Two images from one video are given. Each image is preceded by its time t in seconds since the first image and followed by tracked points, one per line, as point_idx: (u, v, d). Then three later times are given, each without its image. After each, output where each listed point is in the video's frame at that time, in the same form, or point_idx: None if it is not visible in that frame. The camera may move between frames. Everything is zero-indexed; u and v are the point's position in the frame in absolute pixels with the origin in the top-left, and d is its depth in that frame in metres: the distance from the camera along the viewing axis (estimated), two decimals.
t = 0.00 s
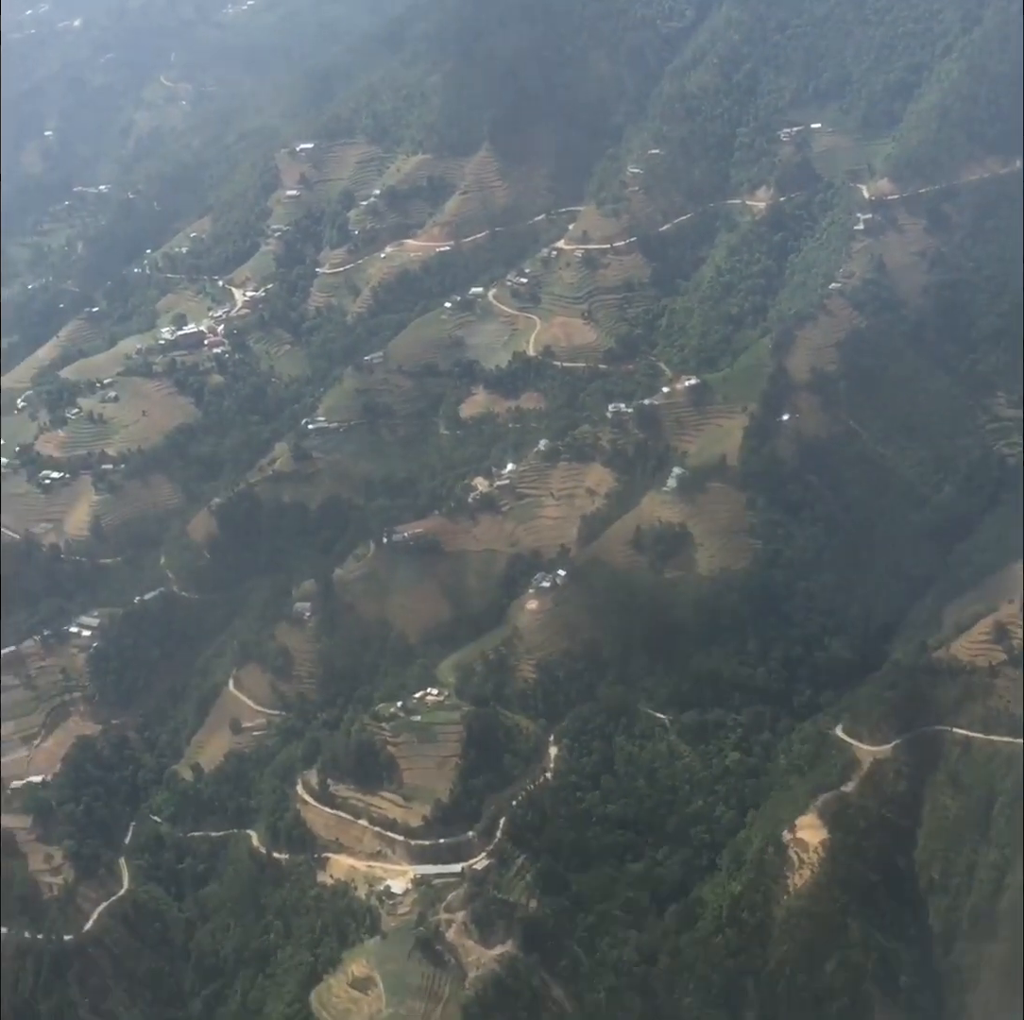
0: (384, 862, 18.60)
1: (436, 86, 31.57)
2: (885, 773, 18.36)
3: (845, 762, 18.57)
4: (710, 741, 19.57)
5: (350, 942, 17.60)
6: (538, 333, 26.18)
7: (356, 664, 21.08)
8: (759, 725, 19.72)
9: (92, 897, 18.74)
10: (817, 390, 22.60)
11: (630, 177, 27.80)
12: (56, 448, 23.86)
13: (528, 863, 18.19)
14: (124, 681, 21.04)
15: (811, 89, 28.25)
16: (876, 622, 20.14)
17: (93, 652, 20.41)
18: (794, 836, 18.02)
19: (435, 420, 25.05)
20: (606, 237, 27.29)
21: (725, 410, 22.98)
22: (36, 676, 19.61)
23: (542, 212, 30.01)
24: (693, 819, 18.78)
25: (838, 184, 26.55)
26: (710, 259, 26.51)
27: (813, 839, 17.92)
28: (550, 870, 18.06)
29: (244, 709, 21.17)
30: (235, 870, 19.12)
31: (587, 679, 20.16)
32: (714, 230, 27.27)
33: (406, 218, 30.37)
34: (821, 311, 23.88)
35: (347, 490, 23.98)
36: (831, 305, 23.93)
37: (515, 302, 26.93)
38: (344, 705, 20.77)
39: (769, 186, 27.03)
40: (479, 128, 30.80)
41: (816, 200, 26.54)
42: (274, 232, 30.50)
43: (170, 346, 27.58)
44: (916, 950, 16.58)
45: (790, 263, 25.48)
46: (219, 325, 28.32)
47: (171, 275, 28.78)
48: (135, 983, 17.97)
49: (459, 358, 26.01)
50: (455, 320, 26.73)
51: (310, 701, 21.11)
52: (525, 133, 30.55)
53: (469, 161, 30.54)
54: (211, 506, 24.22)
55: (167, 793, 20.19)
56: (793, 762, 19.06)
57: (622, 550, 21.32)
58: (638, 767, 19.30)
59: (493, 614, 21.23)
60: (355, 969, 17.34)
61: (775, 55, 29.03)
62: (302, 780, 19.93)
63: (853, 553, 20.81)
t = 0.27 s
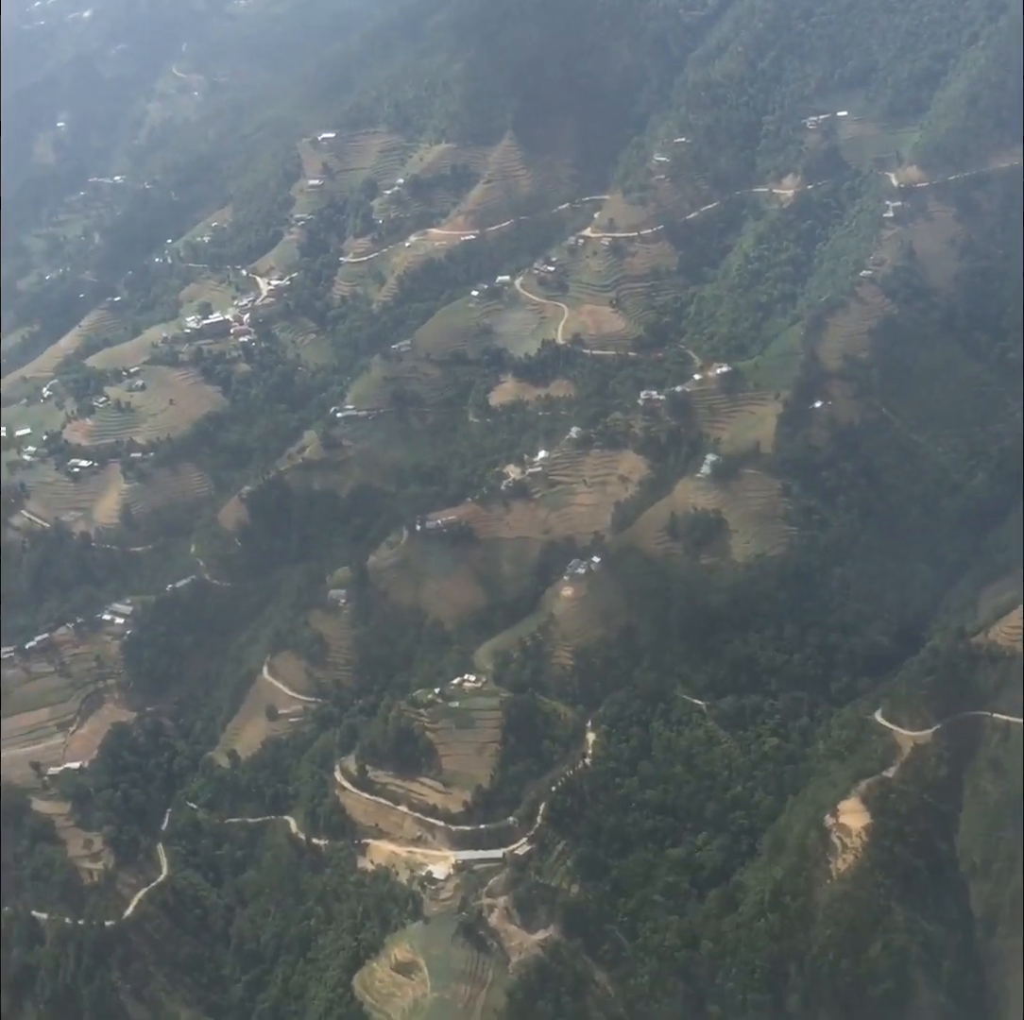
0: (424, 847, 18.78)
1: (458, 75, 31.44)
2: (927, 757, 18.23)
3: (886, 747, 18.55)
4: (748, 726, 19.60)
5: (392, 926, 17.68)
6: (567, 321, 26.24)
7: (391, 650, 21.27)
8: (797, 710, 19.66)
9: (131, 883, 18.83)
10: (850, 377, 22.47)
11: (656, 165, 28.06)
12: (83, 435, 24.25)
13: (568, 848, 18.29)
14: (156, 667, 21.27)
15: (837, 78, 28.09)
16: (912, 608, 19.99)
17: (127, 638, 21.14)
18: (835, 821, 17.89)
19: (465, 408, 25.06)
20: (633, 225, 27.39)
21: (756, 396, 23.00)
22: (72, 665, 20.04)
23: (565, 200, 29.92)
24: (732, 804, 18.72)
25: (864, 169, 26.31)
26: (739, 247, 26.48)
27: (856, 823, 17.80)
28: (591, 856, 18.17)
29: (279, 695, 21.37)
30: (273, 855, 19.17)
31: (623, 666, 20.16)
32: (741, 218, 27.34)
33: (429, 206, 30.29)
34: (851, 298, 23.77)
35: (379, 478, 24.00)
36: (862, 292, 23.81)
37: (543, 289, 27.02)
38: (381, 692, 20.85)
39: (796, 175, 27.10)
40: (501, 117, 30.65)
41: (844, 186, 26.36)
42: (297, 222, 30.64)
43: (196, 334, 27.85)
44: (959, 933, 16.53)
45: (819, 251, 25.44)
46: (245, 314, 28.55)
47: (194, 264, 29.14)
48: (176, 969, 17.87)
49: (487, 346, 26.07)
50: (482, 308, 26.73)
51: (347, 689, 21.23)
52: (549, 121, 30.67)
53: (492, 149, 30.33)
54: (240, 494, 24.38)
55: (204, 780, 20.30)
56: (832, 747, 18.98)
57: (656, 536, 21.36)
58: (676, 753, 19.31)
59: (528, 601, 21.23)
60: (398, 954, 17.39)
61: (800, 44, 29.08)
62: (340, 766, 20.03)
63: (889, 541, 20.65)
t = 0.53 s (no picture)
0: (464, 824, 18.76)
1: (479, 56, 31.30)
2: (967, 735, 18.00)
3: (926, 725, 18.47)
4: (784, 704, 19.57)
5: (434, 904, 17.75)
6: (593, 302, 26.26)
7: (426, 627, 21.19)
8: (834, 688, 19.63)
9: (171, 862, 19.06)
10: (883, 355, 22.37)
11: (681, 148, 28.21)
12: (111, 417, 25.30)
13: (608, 826, 18.31)
14: (190, 648, 21.62)
15: (863, 56, 27.80)
16: (947, 586, 19.86)
17: (159, 619, 21.54)
18: (877, 797, 17.89)
19: (493, 390, 25.16)
20: (659, 208, 27.59)
21: (789, 379, 22.96)
22: (103, 643, 20.92)
23: (589, 182, 29.84)
24: (770, 783, 18.80)
25: (892, 151, 26.12)
26: (767, 228, 26.45)
27: (897, 800, 17.75)
28: (631, 834, 18.22)
29: (314, 673, 21.39)
30: (312, 832, 19.25)
31: (659, 644, 20.20)
32: (767, 199, 27.30)
33: (452, 188, 30.25)
34: (882, 277, 23.62)
35: (409, 459, 24.01)
36: (893, 270, 23.64)
37: (570, 270, 27.11)
38: (418, 672, 20.78)
39: (823, 154, 27.04)
40: (524, 99, 30.76)
41: (871, 166, 26.16)
42: (320, 207, 30.62)
43: (221, 315, 27.97)
44: (999, 910, 16.26)
45: (847, 231, 25.35)
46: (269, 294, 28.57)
47: (211, 245, 29.70)
48: (218, 947, 18.02)
49: (514, 325, 26.14)
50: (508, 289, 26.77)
51: (383, 667, 21.20)
52: (573, 103, 30.71)
53: (515, 130, 30.44)
54: (269, 474, 24.42)
55: (241, 760, 20.43)
56: (870, 725, 18.99)
57: (690, 516, 21.42)
58: (713, 731, 19.32)
59: (563, 580, 21.24)
60: (441, 931, 17.45)
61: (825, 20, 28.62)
62: (378, 744, 20.03)
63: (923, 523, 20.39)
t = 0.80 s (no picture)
0: (503, 799, 18.73)
1: (500, 34, 31.25)
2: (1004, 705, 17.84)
3: (964, 697, 18.38)
4: (819, 677, 19.63)
5: (475, 878, 17.75)
6: (619, 278, 26.24)
7: (460, 605, 21.10)
8: (869, 661, 19.76)
9: (208, 837, 19.15)
10: (912, 330, 22.32)
11: (704, 124, 28.06)
12: (136, 396, 25.23)
13: (646, 800, 18.33)
14: (221, 627, 22.09)
15: (886, 33, 27.78)
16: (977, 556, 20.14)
17: (190, 597, 22.12)
18: (915, 770, 17.91)
19: (519, 367, 25.26)
20: (684, 183, 27.49)
21: (817, 352, 22.97)
22: (134, 621, 21.77)
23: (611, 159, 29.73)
24: (806, 756, 18.81)
25: (917, 126, 26.11)
26: (790, 203, 26.71)
27: (936, 774, 17.80)
28: (669, 808, 18.19)
29: (347, 648, 21.44)
30: (349, 806, 19.28)
31: (692, 619, 20.14)
32: (790, 176, 27.44)
33: (472, 166, 30.00)
34: (910, 252, 23.64)
35: (436, 436, 24.00)
36: (922, 248, 23.58)
37: (594, 248, 27.00)
38: (451, 645, 20.87)
39: (846, 130, 27.11)
40: (543, 76, 30.44)
41: (896, 142, 26.13)
42: (340, 182, 30.79)
43: (244, 294, 27.96)
44: None
45: (872, 207, 25.38)
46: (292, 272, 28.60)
47: (230, 226, 30.27)
48: (257, 921, 18.09)
49: (540, 302, 26.21)
50: (533, 266, 26.74)
51: (417, 643, 21.12)
52: (593, 82, 30.51)
53: (536, 108, 30.21)
54: (296, 451, 24.40)
55: (276, 736, 20.50)
56: (906, 699, 19.02)
57: (723, 491, 21.45)
58: (749, 704, 19.31)
59: (594, 554, 21.25)
60: (482, 904, 17.52)
61: None
62: (413, 719, 19.91)
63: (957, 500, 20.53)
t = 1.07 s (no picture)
0: (541, 776, 18.80)
1: (517, 13, 30.91)
2: None
3: (1002, 671, 18.09)
4: (857, 653, 19.47)
5: (515, 853, 17.81)
6: (645, 256, 26.69)
7: (494, 583, 21.28)
8: (905, 638, 19.53)
9: (245, 814, 19.15)
10: (939, 303, 21.97)
11: (728, 101, 28.54)
12: (161, 376, 25.36)
13: (685, 776, 18.29)
14: (253, 604, 22.08)
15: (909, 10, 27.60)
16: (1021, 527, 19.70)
17: (222, 575, 22.17)
18: (955, 746, 17.49)
19: (546, 345, 25.23)
20: (710, 161, 27.98)
21: (845, 327, 23.18)
22: (166, 599, 21.84)
23: (633, 138, 29.61)
24: (844, 732, 18.70)
25: (941, 103, 25.79)
26: (817, 179, 26.73)
27: (976, 749, 17.35)
28: (708, 784, 18.14)
29: (382, 627, 21.48)
30: (387, 783, 19.33)
31: (727, 596, 20.13)
32: (816, 153, 27.53)
33: (494, 145, 29.96)
34: (941, 230, 22.98)
35: (465, 414, 23.98)
36: (951, 223, 22.95)
37: (618, 225, 27.49)
38: (485, 622, 20.92)
39: (871, 108, 27.00)
40: (564, 54, 30.34)
41: (921, 119, 25.95)
42: (362, 160, 30.83)
43: (267, 273, 27.94)
44: None
45: (898, 185, 25.19)
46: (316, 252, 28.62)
47: (249, 204, 30.57)
48: (295, 898, 18.10)
49: (565, 281, 26.23)
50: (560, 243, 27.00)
51: (452, 619, 21.23)
52: (613, 60, 30.31)
53: (556, 87, 30.09)
54: (325, 430, 24.40)
55: (311, 713, 20.51)
56: (943, 674, 18.74)
57: (755, 468, 21.73)
58: (786, 680, 19.16)
59: (628, 532, 21.28)
60: (524, 880, 17.55)
61: None
62: (449, 695, 20.08)
63: (988, 473, 20.12)
